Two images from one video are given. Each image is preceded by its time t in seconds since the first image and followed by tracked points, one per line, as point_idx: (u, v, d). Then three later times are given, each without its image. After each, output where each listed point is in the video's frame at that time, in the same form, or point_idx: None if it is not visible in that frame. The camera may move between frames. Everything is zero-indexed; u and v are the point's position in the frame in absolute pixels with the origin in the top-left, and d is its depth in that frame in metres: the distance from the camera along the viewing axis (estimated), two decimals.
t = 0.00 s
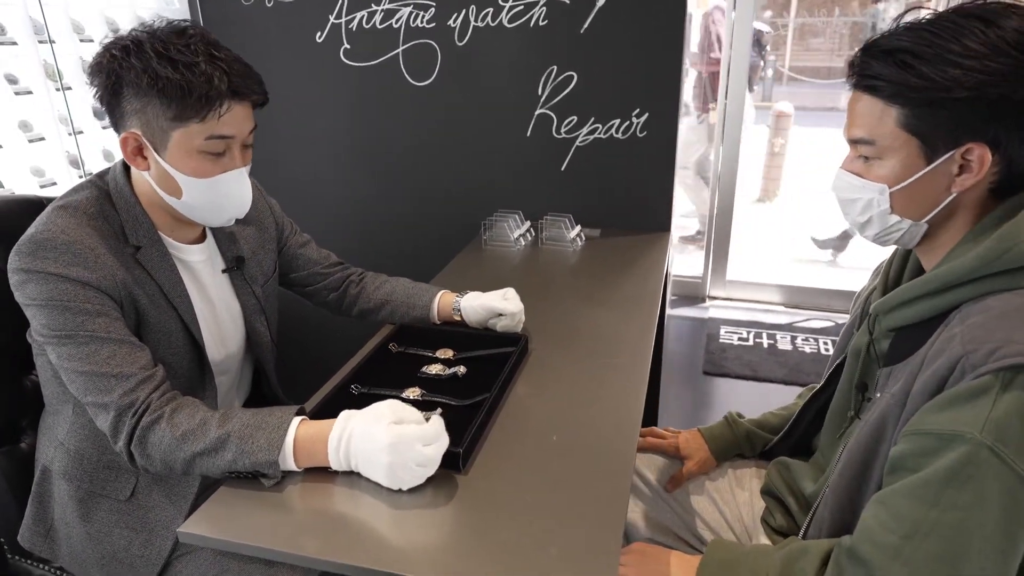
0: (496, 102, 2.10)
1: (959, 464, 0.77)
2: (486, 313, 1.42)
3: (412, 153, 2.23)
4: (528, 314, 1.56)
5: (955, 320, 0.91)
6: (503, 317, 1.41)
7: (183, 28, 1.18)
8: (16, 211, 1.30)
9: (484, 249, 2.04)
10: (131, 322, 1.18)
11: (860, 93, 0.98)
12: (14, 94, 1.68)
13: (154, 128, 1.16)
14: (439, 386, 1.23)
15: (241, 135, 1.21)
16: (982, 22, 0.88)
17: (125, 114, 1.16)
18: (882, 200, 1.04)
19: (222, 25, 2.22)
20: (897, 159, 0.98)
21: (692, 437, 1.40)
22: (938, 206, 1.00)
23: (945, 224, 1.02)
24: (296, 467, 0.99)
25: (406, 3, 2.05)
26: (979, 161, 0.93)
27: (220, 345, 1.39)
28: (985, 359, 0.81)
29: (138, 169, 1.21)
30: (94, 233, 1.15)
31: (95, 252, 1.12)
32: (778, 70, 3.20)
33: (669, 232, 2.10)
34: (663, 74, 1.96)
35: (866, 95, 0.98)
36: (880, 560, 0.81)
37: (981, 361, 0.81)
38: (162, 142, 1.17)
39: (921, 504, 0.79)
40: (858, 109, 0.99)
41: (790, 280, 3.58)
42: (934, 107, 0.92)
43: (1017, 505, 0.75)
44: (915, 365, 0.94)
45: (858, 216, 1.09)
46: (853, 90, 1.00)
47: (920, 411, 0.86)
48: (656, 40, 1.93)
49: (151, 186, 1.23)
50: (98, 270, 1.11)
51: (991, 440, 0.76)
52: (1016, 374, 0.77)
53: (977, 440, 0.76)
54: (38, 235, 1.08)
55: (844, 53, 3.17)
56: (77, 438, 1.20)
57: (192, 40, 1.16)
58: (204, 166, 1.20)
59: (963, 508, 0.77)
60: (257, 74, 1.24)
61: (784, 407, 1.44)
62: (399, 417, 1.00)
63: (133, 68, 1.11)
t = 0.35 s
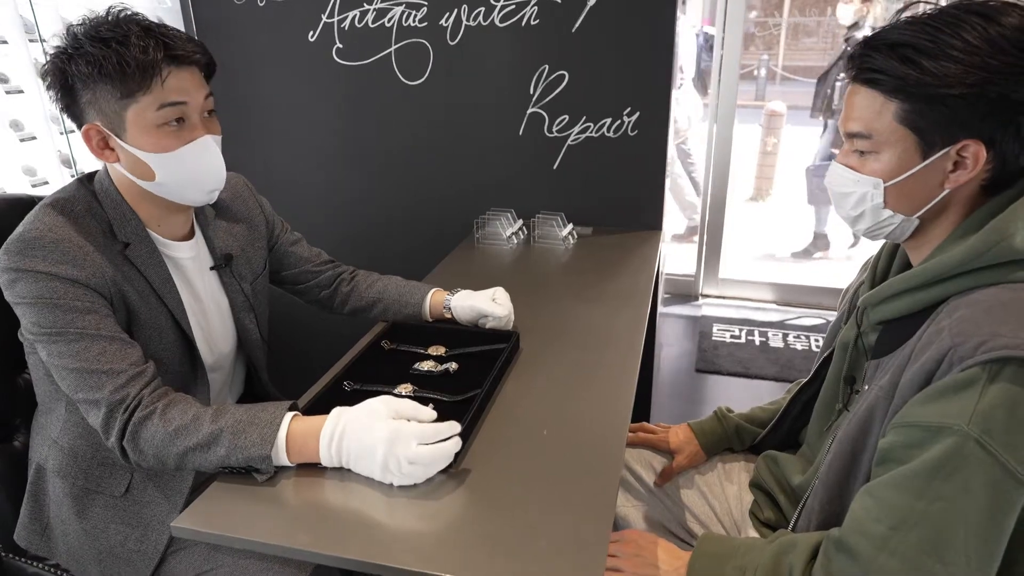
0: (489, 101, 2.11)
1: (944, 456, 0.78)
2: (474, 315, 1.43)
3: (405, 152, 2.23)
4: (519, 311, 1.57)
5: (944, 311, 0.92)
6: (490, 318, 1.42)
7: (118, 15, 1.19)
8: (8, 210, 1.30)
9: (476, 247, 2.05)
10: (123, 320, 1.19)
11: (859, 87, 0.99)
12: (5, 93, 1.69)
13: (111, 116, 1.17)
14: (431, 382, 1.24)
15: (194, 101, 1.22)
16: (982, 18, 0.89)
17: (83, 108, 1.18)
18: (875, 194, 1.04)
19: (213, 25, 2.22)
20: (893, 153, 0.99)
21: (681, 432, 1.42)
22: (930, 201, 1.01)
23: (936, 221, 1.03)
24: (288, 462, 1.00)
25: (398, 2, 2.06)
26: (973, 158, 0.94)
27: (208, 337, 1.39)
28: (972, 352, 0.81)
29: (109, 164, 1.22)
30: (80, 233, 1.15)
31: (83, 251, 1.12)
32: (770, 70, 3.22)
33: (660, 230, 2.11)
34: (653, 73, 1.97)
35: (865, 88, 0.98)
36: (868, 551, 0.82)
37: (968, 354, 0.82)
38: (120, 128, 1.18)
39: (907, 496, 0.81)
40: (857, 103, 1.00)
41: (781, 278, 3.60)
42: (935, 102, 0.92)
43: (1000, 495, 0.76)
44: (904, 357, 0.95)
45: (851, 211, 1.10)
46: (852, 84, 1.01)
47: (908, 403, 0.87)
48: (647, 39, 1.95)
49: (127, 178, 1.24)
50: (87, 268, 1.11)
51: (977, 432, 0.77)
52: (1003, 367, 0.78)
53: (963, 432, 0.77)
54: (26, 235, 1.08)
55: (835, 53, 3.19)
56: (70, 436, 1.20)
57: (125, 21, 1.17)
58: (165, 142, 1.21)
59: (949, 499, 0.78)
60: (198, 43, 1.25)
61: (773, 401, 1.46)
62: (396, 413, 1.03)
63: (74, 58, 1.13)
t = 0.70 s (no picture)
0: (491, 104, 2.14)
1: (922, 456, 0.80)
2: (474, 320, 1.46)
3: (409, 155, 2.26)
4: (519, 311, 1.60)
5: (919, 313, 0.94)
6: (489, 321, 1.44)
7: (139, 27, 1.22)
8: (23, 216, 1.34)
9: (479, 248, 2.08)
10: (135, 322, 1.22)
11: (802, 117, 1.03)
12: (19, 101, 1.73)
13: (130, 124, 1.20)
14: (434, 381, 1.27)
15: (211, 113, 1.26)
16: (904, 43, 0.93)
17: (102, 115, 1.21)
18: (840, 214, 1.08)
19: (220, 31, 2.26)
20: (848, 174, 1.02)
21: (682, 429, 1.44)
22: (892, 213, 1.03)
23: (903, 228, 1.05)
24: (296, 459, 1.02)
25: (402, 7, 2.09)
26: (923, 169, 0.96)
27: (219, 338, 1.43)
28: (941, 354, 0.84)
29: (125, 169, 1.25)
30: (96, 238, 1.18)
31: (98, 255, 1.15)
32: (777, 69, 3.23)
33: (661, 230, 2.14)
34: (654, 75, 2.00)
35: (809, 118, 1.02)
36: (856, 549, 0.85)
37: (939, 355, 0.84)
38: (139, 136, 1.21)
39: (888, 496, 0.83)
40: (804, 131, 1.03)
41: (786, 277, 3.62)
42: (873, 126, 0.96)
43: (976, 492, 0.78)
44: (882, 359, 0.98)
45: (821, 230, 1.13)
46: (795, 115, 1.05)
47: (887, 404, 0.89)
48: (647, 41, 1.97)
49: (141, 184, 1.27)
50: (102, 272, 1.14)
51: (950, 432, 0.79)
52: (972, 367, 0.80)
53: (937, 432, 0.80)
54: (43, 239, 1.11)
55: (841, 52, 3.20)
56: (85, 434, 1.23)
57: (148, 32, 1.20)
58: (181, 151, 1.24)
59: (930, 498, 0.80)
60: (216, 55, 1.29)
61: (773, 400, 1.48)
62: (404, 412, 1.06)
63: (97, 68, 1.16)
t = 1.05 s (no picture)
0: (486, 101, 2.15)
1: (894, 446, 0.82)
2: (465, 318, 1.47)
3: (405, 152, 2.28)
4: (513, 306, 1.62)
5: (892, 307, 0.96)
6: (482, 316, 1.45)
7: (173, 36, 1.23)
8: (20, 213, 1.36)
9: (475, 244, 2.09)
10: (132, 316, 1.24)
11: (783, 110, 1.04)
12: (16, 99, 1.74)
13: (148, 130, 1.21)
14: (428, 374, 1.29)
15: (231, 130, 1.27)
16: (882, 39, 0.95)
17: (119, 115, 1.21)
18: (817, 206, 1.09)
19: (216, 29, 2.27)
20: (826, 167, 1.03)
21: (673, 421, 1.46)
22: (867, 207, 1.05)
23: (878, 222, 1.07)
24: (291, 450, 1.04)
25: (397, 5, 2.10)
26: (898, 163, 0.98)
27: (216, 330, 1.45)
28: (912, 346, 0.85)
29: (132, 168, 1.26)
30: (93, 233, 1.20)
31: (95, 250, 1.17)
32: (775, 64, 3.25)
33: (656, 225, 2.15)
34: (648, 72, 2.01)
35: (790, 111, 1.03)
36: (833, 536, 0.87)
37: (910, 348, 0.86)
38: (155, 142, 1.22)
39: (863, 485, 0.85)
40: (785, 124, 1.05)
41: (783, 272, 3.63)
42: (851, 120, 0.97)
43: (946, 480, 0.80)
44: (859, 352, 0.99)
45: (799, 222, 1.15)
46: (776, 108, 1.06)
47: (862, 395, 0.91)
48: (642, 38, 1.98)
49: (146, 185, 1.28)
50: (99, 266, 1.16)
51: (921, 422, 0.81)
52: (942, 358, 0.82)
53: (909, 421, 0.82)
54: (42, 234, 1.13)
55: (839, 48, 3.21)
56: (85, 428, 1.25)
57: (181, 44, 1.21)
58: (195, 163, 1.25)
59: (903, 486, 0.82)
60: (244, 73, 1.30)
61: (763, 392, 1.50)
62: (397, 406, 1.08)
63: (125, 72, 1.17)
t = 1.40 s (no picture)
0: (490, 98, 2.17)
1: (903, 433, 0.84)
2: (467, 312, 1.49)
3: (410, 149, 2.30)
4: (518, 300, 1.64)
5: (905, 297, 0.98)
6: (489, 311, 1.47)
7: (295, 97, 1.20)
8: (32, 210, 1.39)
9: (479, 240, 2.11)
10: (160, 321, 1.27)
11: (820, 86, 1.05)
12: (27, 98, 1.76)
13: (234, 182, 1.20)
14: (431, 368, 1.31)
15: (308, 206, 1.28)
16: (930, 20, 0.94)
17: (210, 152, 1.19)
18: (841, 186, 1.10)
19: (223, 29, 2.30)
20: (855, 148, 1.05)
21: (675, 414, 1.48)
22: (893, 192, 1.06)
23: (900, 210, 1.09)
24: (297, 446, 1.07)
25: (401, 3, 2.12)
26: (929, 151, 0.99)
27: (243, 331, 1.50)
28: (926, 336, 0.87)
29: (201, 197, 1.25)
30: (141, 235, 1.23)
31: (138, 252, 1.21)
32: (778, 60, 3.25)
33: (658, 221, 2.17)
34: (650, 69, 2.02)
35: (826, 87, 1.04)
36: (835, 521, 0.89)
37: (923, 338, 0.88)
38: (236, 194, 1.21)
39: (869, 471, 0.87)
40: (819, 102, 1.06)
41: (787, 267, 3.64)
42: (888, 100, 0.98)
43: (953, 469, 0.82)
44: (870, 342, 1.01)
45: (819, 203, 1.16)
46: (812, 84, 1.07)
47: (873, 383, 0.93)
48: (644, 35, 1.99)
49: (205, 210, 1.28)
50: (139, 267, 1.20)
51: (931, 411, 0.83)
52: (956, 348, 0.84)
53: (920, 410, 0.83)
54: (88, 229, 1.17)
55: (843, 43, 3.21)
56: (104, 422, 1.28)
57: (303, 114, 1.18)
58: (262, 221, 1.27)
59: (910, 474, 0.84)
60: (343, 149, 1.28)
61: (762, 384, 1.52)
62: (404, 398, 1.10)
63: (235, 124, 1.14)
